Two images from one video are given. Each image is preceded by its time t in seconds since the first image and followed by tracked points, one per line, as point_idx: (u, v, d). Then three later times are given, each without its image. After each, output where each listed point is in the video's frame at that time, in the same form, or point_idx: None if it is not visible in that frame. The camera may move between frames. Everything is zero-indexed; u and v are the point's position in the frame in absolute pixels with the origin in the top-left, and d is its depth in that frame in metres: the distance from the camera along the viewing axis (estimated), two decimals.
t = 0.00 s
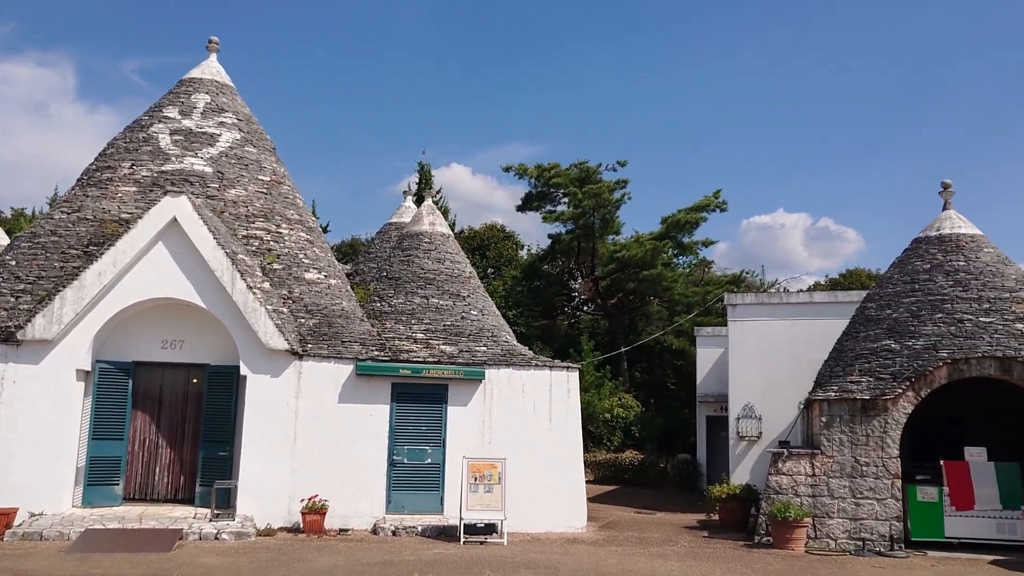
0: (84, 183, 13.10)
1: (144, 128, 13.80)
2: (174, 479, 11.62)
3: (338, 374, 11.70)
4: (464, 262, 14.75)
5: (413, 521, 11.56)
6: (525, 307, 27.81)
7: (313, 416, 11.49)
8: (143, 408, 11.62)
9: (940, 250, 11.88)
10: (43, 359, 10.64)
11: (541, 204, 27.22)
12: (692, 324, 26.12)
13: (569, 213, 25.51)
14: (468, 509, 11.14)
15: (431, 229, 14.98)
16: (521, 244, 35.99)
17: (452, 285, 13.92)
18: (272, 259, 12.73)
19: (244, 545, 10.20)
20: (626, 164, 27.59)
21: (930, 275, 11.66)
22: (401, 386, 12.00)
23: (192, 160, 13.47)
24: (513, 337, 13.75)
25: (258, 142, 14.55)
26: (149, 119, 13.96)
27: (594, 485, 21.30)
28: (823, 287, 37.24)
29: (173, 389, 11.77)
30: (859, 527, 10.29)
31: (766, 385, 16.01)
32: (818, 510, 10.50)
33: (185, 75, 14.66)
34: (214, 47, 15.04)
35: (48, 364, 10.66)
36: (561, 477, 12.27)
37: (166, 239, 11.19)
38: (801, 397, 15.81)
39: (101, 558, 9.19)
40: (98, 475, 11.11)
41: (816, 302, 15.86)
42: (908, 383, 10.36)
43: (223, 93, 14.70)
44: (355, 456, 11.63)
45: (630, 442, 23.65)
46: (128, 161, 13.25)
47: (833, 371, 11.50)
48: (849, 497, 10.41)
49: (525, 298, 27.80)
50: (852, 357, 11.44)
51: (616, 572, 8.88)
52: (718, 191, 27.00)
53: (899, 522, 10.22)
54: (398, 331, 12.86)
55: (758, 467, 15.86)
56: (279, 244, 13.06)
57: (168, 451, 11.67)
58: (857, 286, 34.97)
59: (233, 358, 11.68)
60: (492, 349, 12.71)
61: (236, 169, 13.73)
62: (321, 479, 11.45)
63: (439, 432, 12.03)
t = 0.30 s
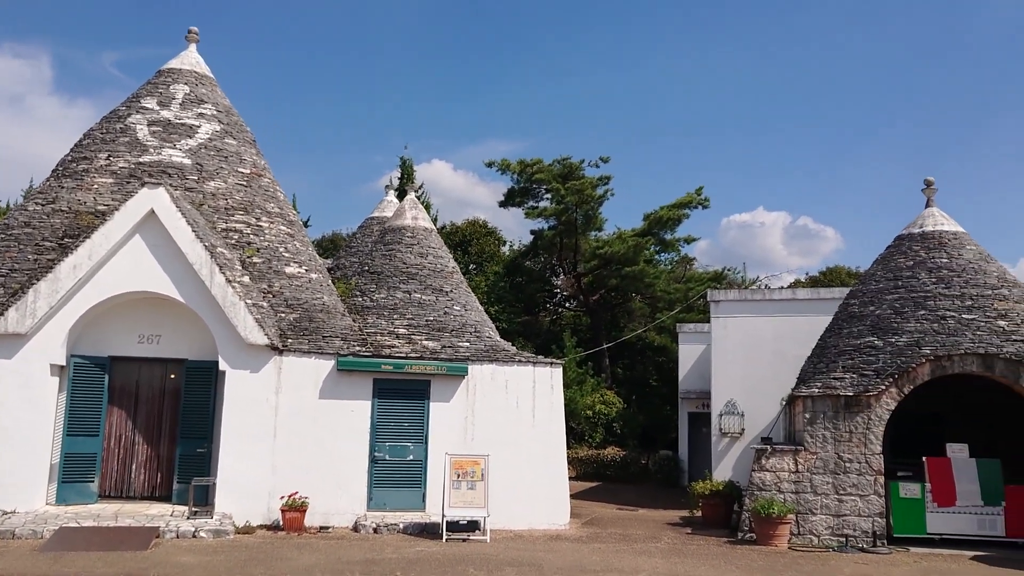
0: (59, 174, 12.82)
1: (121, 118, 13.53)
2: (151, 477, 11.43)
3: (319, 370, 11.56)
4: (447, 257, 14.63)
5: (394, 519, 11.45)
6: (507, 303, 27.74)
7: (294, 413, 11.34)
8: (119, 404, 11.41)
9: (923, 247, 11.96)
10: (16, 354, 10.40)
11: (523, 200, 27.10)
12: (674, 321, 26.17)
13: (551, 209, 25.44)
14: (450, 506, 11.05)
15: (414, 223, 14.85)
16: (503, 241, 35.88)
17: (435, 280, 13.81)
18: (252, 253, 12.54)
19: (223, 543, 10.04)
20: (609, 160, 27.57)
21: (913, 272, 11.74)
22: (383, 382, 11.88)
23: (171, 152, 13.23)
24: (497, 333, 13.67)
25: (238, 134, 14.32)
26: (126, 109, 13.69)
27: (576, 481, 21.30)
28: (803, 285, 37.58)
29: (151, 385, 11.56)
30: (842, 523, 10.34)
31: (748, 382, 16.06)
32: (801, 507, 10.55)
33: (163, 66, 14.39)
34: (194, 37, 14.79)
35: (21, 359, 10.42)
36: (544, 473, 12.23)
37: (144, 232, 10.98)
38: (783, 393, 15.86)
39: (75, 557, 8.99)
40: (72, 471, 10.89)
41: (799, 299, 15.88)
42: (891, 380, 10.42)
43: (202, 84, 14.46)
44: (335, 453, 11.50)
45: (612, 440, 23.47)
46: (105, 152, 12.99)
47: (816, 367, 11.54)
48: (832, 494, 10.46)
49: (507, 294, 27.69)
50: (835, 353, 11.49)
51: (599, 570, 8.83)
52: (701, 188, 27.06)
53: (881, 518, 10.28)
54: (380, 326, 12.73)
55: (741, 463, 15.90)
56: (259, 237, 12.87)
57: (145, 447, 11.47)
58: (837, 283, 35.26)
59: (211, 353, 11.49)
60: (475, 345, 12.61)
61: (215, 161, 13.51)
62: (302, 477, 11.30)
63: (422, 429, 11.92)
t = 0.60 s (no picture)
0: (36, 167, 12.56)
1: (100, 111, 13.28)
2: (130, 476, 11.24)
3: (302, 367, 11.42)
4: (432, 253, 14.52)
5: (378, 518, 11.34)
6: (490, 301, 27.66)
7: (277, 411, 11.19)
8: (97, 402, 11.19)
9: (908, 245, 12.02)
10: None
11: (507, 196, 26.98)
12: (658, 318, 26.25)
13: (535, 206, 25.37)
14: (435, 505, 10.96)
15: (399, 219, 14.72)
16: (487, 237, 35.79)
17: (419, 277, 13.70)
18: (234, 248, 12.36)
19: (203, 544, 9.89)
20: (592, 158, 27.51)
21: (898, 270, 11.80)
22: (367, 379, 11.76)
23: (150, 145, 13.00)
24: (482, 330, 13.59)
25: (220, 128, 14.11)
26: (105, 102, 13.44)
27: (559, 479, 21.29)
28: (785, 283, 37.85)
29: (129, 383, 11.36)
30: (828, 521, 10.38)
31: (733, 379, 16.12)
32: (788, 505, 10.58)
33: (143, 58, 14.14)
34: (174, 29, 14.54)
35: None
36: (530, 472, 12.17)
37: (123, 227, 10.78)
38: (768, 391, 15.94)
39: (53, 559, 8.80)
40: (49, 471, 10.68)
41: (784, 296, 15.99)
42: (877, 377, 10.47)
43: (183, 77, 14.22)
44: (318, 452, 11.37)
45: (595, 437, 23.64)
46: (83, 145, 12.74)
47: (802, 364, 11.58)
48: (818, 491, 10.49)
49: (491, 291, 27.61)
50: (820, 351, 11.53)
51: (586, 568, 8.79)
52: (685, 185, 27.14)
53: (867, 516, 10.33)
54: (364, 323, 12.60)
55: (727, 461, 15.96)
56: (241, 233, 12.68)
57: (124, 446, 11.27)
58: (819, 282, 35.53)
59: (192, 350, 11.30)
60: (461, 342, 12.53)
61: (196, 155, 13.30)
62: (284, 476, 11.17)
63: (406, 427, 11.82)
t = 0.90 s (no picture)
0: (6, 156, 12.26)
1: (72, 100, 12.99)
2: (103, 470, 11.06)
3: (280, 361, 11.28)
4: (411, 246, 14.41)
5: (357, 513, 11.27)
6: (469, 294, 27.58)
7: (254, 405, 11.05)
8: (69, 395, 10.98)
9: (887, 240, 12.14)
10: None
11: (486, 189, 26.87)
12: (636, 312, 26.35)
13: (514, 199, 25.30)
14: (415, 499, 10.90)
15: (378, 211, 14.59)
16: (465, 231, 35.65)
17: (399, 270, 13.59)
18: (210, 240, 12.16)
19: (179, 540, 9.74)
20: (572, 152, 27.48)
21: (876, 265, 11.91)
22: (346, 373, 11.65)
23: (124, 135, 12.74)
24: (462, 323, 13.52)
25: (196, 118, 13.87)
26: (77, 90, 13.15)
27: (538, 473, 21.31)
28: (762, 277, 38.14)
29: (103, 376, 11.15)
30: (807, 514, 10.48)
31: (712, 373, 16.22)
32: (767, 498, 10.65)
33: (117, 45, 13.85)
34: (149, 16, 14.26)
35: None
36: (510, 466, 12.14)
37: (96, 217, 10.55)
38: (747, 384, 16.05)
39: (24, 556, 8.61)
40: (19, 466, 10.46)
41: (762, 290, 16.08)
42: (856, 371, 10.58)
43: (158, 65, 13.95)
44: (296, 446, 11.25)
45: (573, 430, 23.68)
46: (55, 133, 12.46)
47: (781, 359, 11.66)
48: (796, 484, 10.59)
49: (470, 285, 27.52)
50: (799, 345, 11.61)
51: (567, 562, 8.79)
52: (664, 180, 27.23)
53: (845, 509, 10.44)
54: (343, 316, 12.48)
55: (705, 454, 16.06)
56: (217, 224, 12.49)
57: (97, 440, 11.08)
58: (795, 276, 35.86)
59: (168, 343, 11.11)
60: (440, 336, 12.45)
61: (171, 145, 13.06)
62: (262, 470, 11.04)
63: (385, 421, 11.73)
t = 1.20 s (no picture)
0: None
1: (37, 87, 12.62)
2: (70, 466, 10.79)
3: (252, 354, 11.10)
4: (386, 239, 14.25)
5: (330, 508, 11.14)
6: (445, 288, 27.42)
7: (225, 399, 10.86)
8: (34, 390, 10.70)
9: (861, 235, 12.25)
10: None
11: (462, 183, 26.70)
12: (612, 307, 26.39)
13: (490, 193, 25.18)
14: (389, 494, 10.80)
15: (352, 203, 14.41)
16: (441, 225, 35.45)
17: (373, 262, 13.44)
18: (180, 231, 11.92)
19: (147, 536, 9.54)
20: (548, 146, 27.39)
21: (850, 260, 12.01)
22: (319, 366, 11.48)
23: (91, 123, 12.42)
24: (436, 317, 13.41)
25: (165, 107, 13.57)
26: (42, 78, 12.79)
27: (514, 467, 21.28)
28: (737, 272, 38.42)
29: (69, 370, 10.87)
30: (780, 507, 10.55)
31: (687, 367, 16.29)
32: (741, 491, 10.72)
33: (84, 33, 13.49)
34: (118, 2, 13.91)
35: None
36: (485, 460, 12.08)
37: (62, 207, 10.27)
38: (722, 378, 16.14)
39: None
40: None
41: (737, 285, 16.24)
42: (830, 365, 10.66)
43: (127, 53, 13.62)
44: (268, 441, 11.07)
45: (549, 425, 23.61)
46: (19, 122, 12.10)
47: (756, 353, 11.72)
48: (770, 477, 10.66)
49: (446, 278, 27.37)
50: (774, 339, 11.68)
51: (542, 557, 8.75)
52: (640, 174, 27.29)
53: (818, 502, 10.53)
54: (316, 309, 12.31)
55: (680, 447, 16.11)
56: (188, 215, 12.24)
57: (64, 436, 10.80)
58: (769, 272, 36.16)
59: (136, 336, 10.86)
60: (415, 329, 12.33)
61: (140, 135, 12.77)
62: (233, 465, 10.85)
63: (359, 415, 11.59)
